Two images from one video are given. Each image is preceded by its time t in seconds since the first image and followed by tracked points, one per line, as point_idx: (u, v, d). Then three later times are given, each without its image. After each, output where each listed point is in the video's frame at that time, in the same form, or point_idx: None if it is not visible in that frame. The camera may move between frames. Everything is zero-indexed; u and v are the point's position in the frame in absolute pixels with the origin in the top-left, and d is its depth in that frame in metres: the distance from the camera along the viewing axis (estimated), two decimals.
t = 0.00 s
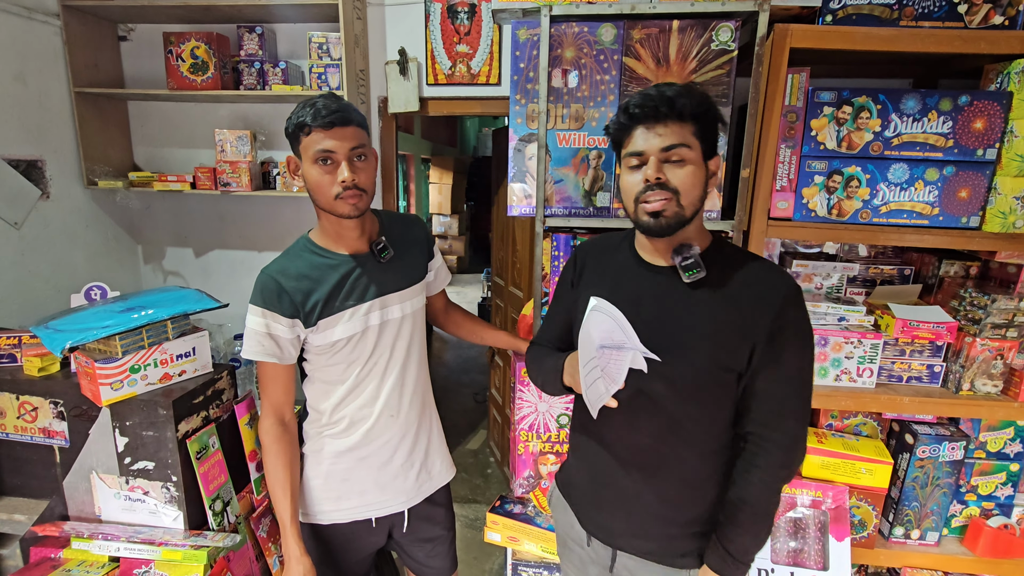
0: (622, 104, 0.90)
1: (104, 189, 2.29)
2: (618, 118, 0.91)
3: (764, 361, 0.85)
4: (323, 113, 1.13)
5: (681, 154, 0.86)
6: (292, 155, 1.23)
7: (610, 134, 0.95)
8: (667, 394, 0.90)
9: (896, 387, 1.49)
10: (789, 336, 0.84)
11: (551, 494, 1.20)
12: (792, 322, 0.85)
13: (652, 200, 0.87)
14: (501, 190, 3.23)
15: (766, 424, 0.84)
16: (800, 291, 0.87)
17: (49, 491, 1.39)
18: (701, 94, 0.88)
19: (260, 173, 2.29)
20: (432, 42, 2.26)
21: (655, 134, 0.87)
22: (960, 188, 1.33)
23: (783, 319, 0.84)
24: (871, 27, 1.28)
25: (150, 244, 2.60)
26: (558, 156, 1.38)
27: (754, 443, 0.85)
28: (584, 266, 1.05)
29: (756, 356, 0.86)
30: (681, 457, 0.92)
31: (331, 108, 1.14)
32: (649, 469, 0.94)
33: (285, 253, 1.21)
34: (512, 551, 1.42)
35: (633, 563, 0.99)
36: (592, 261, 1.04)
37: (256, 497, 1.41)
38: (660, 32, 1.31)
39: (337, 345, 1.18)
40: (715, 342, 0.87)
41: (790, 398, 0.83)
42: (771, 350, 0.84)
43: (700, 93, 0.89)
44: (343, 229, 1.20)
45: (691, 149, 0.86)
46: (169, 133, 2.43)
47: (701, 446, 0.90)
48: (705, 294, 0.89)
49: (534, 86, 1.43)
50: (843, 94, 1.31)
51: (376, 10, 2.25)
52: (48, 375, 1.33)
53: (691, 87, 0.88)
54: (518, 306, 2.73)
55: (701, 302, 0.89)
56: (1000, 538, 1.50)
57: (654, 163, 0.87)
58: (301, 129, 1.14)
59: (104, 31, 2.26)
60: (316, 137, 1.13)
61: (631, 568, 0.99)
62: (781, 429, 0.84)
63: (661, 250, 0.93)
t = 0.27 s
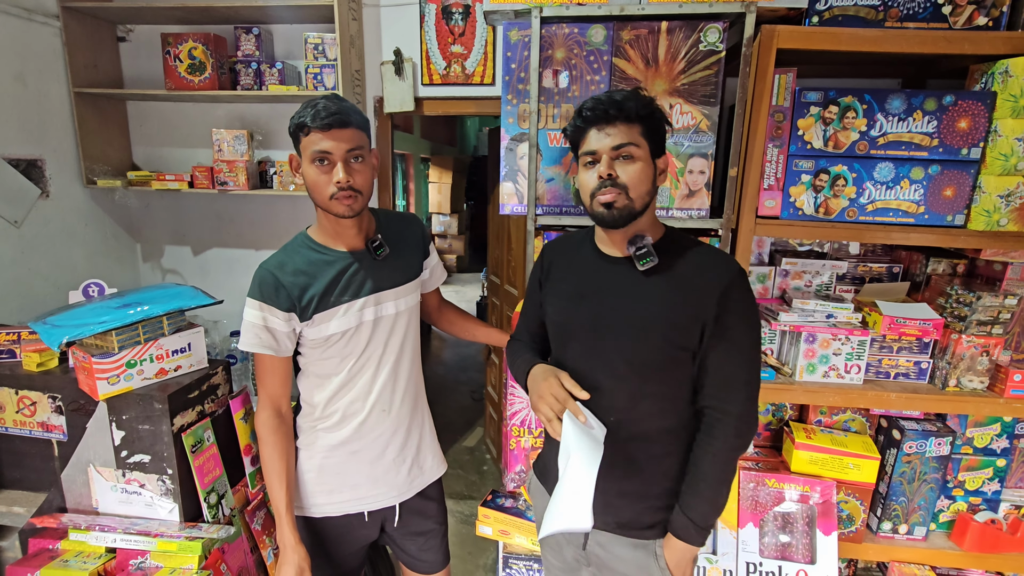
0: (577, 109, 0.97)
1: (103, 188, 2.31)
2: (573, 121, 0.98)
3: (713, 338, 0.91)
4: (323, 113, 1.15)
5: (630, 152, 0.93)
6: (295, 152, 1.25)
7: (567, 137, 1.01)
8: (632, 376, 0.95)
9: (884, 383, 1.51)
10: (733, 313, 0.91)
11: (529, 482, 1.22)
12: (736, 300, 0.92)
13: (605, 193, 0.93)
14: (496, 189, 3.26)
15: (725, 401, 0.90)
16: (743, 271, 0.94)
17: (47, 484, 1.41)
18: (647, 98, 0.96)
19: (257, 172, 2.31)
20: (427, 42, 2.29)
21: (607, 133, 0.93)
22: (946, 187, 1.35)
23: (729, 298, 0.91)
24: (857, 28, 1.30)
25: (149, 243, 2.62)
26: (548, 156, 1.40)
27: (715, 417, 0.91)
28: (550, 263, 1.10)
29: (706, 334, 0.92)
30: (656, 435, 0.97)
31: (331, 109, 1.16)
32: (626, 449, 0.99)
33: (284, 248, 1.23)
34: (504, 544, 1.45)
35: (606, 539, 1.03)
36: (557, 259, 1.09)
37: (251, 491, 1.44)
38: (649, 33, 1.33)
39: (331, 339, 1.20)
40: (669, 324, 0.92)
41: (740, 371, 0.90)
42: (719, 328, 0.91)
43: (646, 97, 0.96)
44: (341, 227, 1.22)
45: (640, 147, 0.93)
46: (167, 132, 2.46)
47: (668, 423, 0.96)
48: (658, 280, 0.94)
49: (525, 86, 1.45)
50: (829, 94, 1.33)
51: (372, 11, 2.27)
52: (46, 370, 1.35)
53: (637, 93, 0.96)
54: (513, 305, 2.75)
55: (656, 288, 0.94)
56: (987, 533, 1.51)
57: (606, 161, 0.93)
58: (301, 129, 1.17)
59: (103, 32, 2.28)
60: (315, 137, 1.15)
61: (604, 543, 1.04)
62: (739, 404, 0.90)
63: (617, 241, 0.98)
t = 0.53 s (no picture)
0: (547, 109, 1.00)
1: (104, 187, 2.34)
2: (543, 122, 1.01)
3: (680, 320, 0.94)
4: (318, 109, 1.17)
5: (596, 152, 0.96)
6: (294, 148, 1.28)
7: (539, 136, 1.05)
8: (606, 363, 0.99)
9: (874, 380, 1.52)
10: (697, 294, 0.94)
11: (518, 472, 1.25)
12: (700, 282, 0.95)
13: (572, 191, 0.96)
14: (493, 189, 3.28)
15: (698, 381, 0.93)
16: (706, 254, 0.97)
17: (47, 475, 1.44)
18: (614, 101, 0.99)
19: (255, 171, 2.34)
20: (423, 42, 2.31)
21: (574, 134, 0.97)
22: (933, 184, 1.36)
23: (693, 279, 0.94)
24: (844, 27, 1.31)
25: (149, 241, 2.65)
26: (539, 153, 1.43)
27: (689, 399, 0.93)
28: (528, 259, 1.14)
29: (673, 316, 0.95)
30: (637, 421, 1.00)
31: (326, 106, 1.18)
32: (609, 436, 1.02)
33: (281, 241, 1.26)
34: (495, 537, 1.48)
35: (585, 523, 1.05)
36: (533, 255, 1.13)
37: (247, 483, 1.46)
38: (638, 33, 1.35)
39: (324, 331, 1.23)
40: (636, 309, 0.96)
41: (707, 350, 0.93)
42: (684, 309, 0.94)
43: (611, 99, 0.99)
44: (333, 222, 1.24)
45: (606, 148, 0.96)
46: (168, 132, 2.49)
47: (647, 407, 1.00)
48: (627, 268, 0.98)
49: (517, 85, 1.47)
50: (817, 92, 1.35)
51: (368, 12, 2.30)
52: (46, 363, 1.38)
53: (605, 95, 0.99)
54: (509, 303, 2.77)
55: (625, 276, 0.98)
56: (976, 529, 1.51)
57: (574, 160, 0.96)
58: (298, 125, 1.19)
59: (104, 33, 2.31)
60: (310, 133, 1.18)
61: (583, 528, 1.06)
62: (713, 386, 0.93)
63: (586, 235, 1.02)
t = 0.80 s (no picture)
0: (532, 112, 1.02)
1: (109, 186, 2.37)
2: (528, 125, 1.03)
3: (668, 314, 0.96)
4: (313, 111, 1.20)
5: (583, 152, 0.98)
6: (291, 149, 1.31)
7: (525, 140, 1.07)
8: (597, 358, 1.01)
9: (869, 378, 1.53)
10: (683, 288, 0.95)
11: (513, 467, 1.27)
12: (686, 275, 0.96)
13: (561, 192, 0.99)
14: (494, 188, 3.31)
15: (683, 372, 0.94)
16: (692, 248, 1.00)
17: (52, 468, 1.47)
18: (596, 101, 1.01)
19: (258, 171, 2.37)
20: (423, 43, 2.33)
21: (559, 136, 0.98)
22: (927, 183, 1.37)
23: (678, 273, 0.96)
24: (838, 28, 1.32)
25: (154, 239, 2.68)
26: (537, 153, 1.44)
27: (675, 391, 0.95)
28: (520, 258, 1.17)
29: (660, 309, 0.97)
30: (630, 415, 1.01)
31: (319, 107, 1.21)
32: (603, 431, 1.03)
33: (282, 239, 1.28)
34: (492, 532, 1.50)
35: (581, 519, 1.06)
36: (526, 253, 1.16)
37: (247, 477, 1.49)
38: (634, 34, 1.36)
39: (323, 328, 1.25)
40: (624, 302, 0.98)
41: (693, 342, 0.94)
42: (671, 302, 0.96)
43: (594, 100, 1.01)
44: (331, 221, 1.26)
45: (590, 147, 0.98)
46: (171, 132, 2.52)
47: (640, 402, 1.01)
48: (615, 264, 1.00)
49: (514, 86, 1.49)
50: (811, 93, 1.36)
51: (369, 13, 2.33)
52: (51, 358, 1.41)
53: (586, 96, 1.00)
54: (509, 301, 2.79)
55: (613, 271, 1.00)
56: (971, 527, 1.52)
57: (561, 161, 0.98)
58: (292, 126, 1.21)
59: (109, 35, 2.34)
60: (301, 135, 1.20)
61: (578, 525, 1.07)
62: (698, 378, 0.94)
63: (577, 233, 1.04)
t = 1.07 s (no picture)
0: (531, 112, 1.01)
1: (114, 185, 2.39)
2: (527, 125, 1.02)
3: (668, 313, 0.96)
4: (318, 111, 1.21)
5: (583, 153, 0.98)
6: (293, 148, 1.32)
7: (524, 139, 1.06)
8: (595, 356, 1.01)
9: (869, 377, 1.53)
10: (683, 288, 0.96)
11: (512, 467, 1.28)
12: (686, 275, 0.97)
13: (563, 193, 0.98)
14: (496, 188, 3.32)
15: (683, 371, 0.95)
16: (692, 248, 1.00)
17: (57, 464, 1.49)
18: (596, 101, 1.00)
19: (261, 171, 2.38)
20: (425, 44, 2.34)
21: (560, 137, 0.98)
22: (927, 183, 1.37)
23: (679, 273, 0.96)
24: (838, 28, 1.32)
25: (158, 238, 2.70)
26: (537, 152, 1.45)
27: (675, 390, 0.96)
28: (519, 255, 1.17)
29: (661, 309, 0.97)
30: (629, 414, 1.02)
31: (322, 108, 1.21)
32: (602, 430, 1.04)
33: (283, 237, 1.29)
34: (492, 529, 1.52)
35: (580, 519, 1.07)
36: (525, 252, 1.16)
37: (249, 472, 1.50)
38: (634, 34, 1.37)
39: (323, 325, 1.26)
40: (624, 301, 0.99)
41: (693, 341, 0.95)
42: (671, 301, 0.96)
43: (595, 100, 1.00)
44: (332, 220, 1.27)
45: (592, 149, 0.98)
46: (176, 132, 2.54)
47: (639, 401, 1.02)
48: (614, 264, 1.01)
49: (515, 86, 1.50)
50: (810, 93, 1.36)
51: (372, 13, 2.34)
52: (57, 355, 1.43)
53: (587, 96, 1.00)
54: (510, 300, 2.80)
55: (613, 271, 1.01)
56: (971, 526, 1.52)
57: (562, 162, 0.98)
58: (296, 126, 1.22)
59: (114, 36, 2.36)
60: (306, 133, 1.21)
61: (579, 525, 1.08)
62: (698, 377, 0.95)
63: (576, 233, 1.04)
